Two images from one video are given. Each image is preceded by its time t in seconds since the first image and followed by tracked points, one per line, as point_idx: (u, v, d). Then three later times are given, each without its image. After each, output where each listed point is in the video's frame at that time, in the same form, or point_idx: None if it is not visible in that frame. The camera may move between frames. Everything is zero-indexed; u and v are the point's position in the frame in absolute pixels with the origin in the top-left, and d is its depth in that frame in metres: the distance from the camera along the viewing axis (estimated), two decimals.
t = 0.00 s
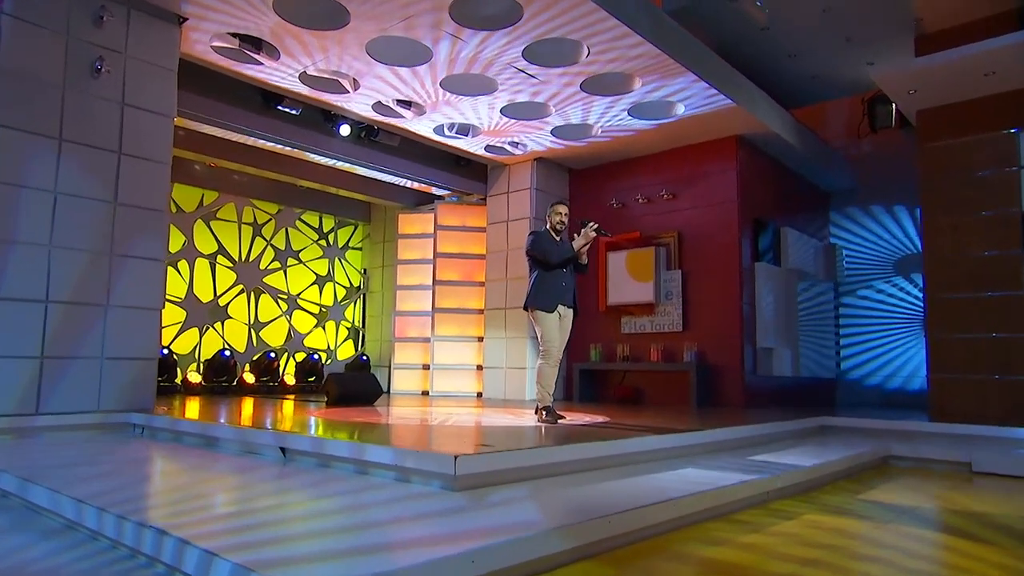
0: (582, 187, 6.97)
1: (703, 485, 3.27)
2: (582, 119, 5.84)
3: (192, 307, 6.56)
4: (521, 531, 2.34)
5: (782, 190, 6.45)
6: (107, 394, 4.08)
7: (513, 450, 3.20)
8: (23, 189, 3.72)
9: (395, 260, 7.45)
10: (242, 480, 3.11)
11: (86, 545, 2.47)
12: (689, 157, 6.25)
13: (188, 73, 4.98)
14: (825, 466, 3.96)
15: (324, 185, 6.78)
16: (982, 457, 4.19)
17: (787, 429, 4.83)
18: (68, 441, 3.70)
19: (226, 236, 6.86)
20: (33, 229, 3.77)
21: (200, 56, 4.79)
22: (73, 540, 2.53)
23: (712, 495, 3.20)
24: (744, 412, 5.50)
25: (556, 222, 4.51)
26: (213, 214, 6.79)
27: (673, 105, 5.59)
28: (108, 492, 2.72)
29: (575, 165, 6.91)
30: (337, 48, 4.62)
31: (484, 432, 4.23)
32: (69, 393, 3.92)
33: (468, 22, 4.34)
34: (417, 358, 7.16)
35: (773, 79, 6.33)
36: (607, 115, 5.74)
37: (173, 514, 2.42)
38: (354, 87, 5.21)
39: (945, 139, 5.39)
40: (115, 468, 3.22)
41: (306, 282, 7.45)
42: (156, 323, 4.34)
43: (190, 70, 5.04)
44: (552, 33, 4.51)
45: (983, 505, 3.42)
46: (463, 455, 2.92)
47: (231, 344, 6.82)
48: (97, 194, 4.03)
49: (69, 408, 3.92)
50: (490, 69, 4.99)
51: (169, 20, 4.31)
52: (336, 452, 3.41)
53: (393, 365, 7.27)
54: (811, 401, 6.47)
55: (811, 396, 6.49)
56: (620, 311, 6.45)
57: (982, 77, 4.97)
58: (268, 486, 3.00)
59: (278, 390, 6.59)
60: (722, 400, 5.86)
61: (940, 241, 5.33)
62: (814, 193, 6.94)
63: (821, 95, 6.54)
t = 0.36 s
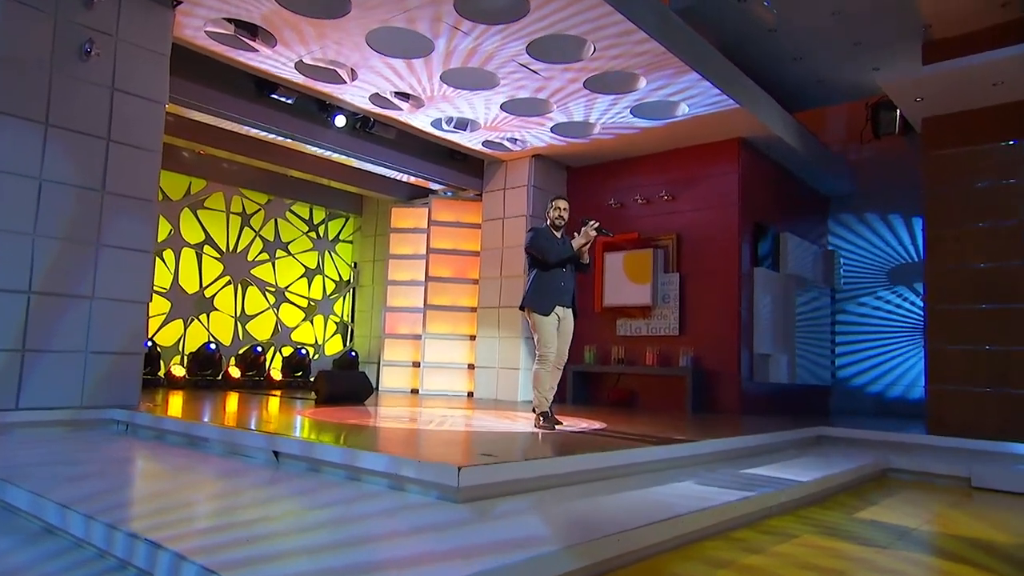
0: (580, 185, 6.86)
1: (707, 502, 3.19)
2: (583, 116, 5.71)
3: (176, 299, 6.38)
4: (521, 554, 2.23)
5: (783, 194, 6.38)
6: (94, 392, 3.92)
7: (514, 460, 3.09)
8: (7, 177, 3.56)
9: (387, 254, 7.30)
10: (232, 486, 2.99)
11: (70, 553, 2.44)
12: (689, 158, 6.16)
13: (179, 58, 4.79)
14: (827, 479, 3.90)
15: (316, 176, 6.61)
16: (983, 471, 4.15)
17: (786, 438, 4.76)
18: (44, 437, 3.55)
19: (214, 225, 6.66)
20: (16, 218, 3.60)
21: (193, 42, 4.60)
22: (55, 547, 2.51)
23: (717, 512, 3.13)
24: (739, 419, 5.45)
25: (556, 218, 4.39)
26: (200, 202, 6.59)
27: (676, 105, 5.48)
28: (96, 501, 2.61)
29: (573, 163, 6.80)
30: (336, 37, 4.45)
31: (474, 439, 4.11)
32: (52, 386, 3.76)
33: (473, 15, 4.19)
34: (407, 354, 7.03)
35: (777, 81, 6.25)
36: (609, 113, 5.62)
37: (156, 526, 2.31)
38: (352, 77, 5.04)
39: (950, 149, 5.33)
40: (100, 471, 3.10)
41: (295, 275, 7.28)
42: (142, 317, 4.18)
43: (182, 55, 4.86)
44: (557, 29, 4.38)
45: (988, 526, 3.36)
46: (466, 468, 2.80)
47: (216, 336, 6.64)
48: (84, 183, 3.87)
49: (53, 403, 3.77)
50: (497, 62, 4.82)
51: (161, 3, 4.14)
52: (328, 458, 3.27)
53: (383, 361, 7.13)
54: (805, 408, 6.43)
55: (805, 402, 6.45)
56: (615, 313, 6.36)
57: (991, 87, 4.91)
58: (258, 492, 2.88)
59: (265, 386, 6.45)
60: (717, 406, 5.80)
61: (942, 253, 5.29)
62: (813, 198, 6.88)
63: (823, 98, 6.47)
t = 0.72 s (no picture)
0: (578, 172, 6.72)
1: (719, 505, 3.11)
2: (584, 102, 5.56)
3: (163, 285, 6.19)
4: (535, 565, 2.12)
5: (785, 183, 6.28)
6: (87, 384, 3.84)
7: (525, 463, 2.97)
8: None
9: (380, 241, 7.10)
10: (229, 485, 2.88)
11: (66, 557, 2.33)
12: (690, 145, 6.04)
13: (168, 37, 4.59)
14: (833, 478, 3.85)
15: (307, 160, 6.41)
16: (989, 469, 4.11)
17: (789, 434, 4.70)
18: (31, 432, 3.44)
19: (202, 209, 6.46)
20: None
21: (182, 19, 4.38)
22: (49, 550, 2.40)
23: (729, 514, 3.06)
24: (739, 412, 5.39)
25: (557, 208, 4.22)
26: (188, 185, 6.38)
27: (681, 92, 5.33)
28: (92, 501, 2.50)
29: (572, 149, 6.65)
30: (334, 17, 4.25)
31: (474, 436, 4.00)
32: (34, 376, 3.65)
33: None
34: (401, 343, 6.89)
35: (782, 67, 6.14)
36: (612, 99, 5.48)
37: (152, 533, 2.18)
38: (348, 59, 4.85)
39: (958, 140, 5.24)
40: (91, 468, 2.98)
41: (285, 261, 7.10)
42: (130, 306, 4.08)
43: (171, 33, 4.65)
44: (559, 13, 4.22)
45: (999, 527, 3.32)
46: (476, 470, 2.69)
47: (205, 324, 6.47)
48: (70, 167, 3.77)
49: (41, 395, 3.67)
50: (491, 48, 4.67)
51: None
52: (325, 456, 3.15)
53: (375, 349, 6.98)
54: (803, 400, 6.39)
55: (803, 394, 6.41)
56: (614, 303, 6.25)
57: (1003, 77, 4.82)
58: (257, 493, 2.75)
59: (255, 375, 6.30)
60: (716, 399, 5.73)
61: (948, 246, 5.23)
62: (814, 187, 6.79)
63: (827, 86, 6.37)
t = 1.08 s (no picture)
0: (577, 157, 6.57)
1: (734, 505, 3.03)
2: (585, 85, 5.40)
3: (151, 272, 6.00)
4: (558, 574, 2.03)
5: (788, 169, 6.17)
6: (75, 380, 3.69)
7: (535, 463, 2.86)
8: None
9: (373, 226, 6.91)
10: (229, 485, 2.76)
11: (63, 565, 2.22)
12: (692, 130, 5.90)
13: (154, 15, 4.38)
14: (843, 474, 3.79)
15: (298, 143, 6.21)
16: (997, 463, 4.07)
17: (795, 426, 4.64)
18: (21, 431, 3.30)
19: (190, 194, 6.25)
20: None
21: None
22: (46, 554, 2.30)
23: (746, 514, 2.98)
24: (741, 402, 5.33)
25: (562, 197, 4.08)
26: (175, 168, 6.16)
27: (686, 76, 5.17)
28: (90, 504, 2.39)
29: (571, 133, 6.49)
30: None
31: (478, 433, 3.90)
32: (20, 374, 3.48)
33: None
34: (396, 331, 6.75)
35: (787, 50, 6.00)
36: (614, 83, 5.32)
37: (153, 543, 2.07)
38: (344, 41, 4.65)
39: (968, 127, 5.14)
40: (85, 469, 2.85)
41: (276, 247, 6.92)
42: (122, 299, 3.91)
43: (157, 10, 4.43)
44: None
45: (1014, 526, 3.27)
46: (491, 473, 2.57)
47: (194, 312, 6.29)
48: (56, 153, 3.60)
49: (28, 391, 3.52)
50: (491, 29, 4.48)
51: None
52: (325, 454, 3.02)
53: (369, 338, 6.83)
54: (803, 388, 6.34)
55: (804, 382, 6.36)
56: (614, 291, 6.15)
57: (1015, 62, 4.71)
58: (258, 495, 2.63)
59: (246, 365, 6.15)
60: (717, 389, 5.66)
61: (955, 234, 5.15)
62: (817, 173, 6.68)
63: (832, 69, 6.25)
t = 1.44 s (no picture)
0: (574, 146, 6.43)
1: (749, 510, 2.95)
2: (585, 74, 5.25)
3: (135, 264, 5.80)
4: None
5: (790, 160, 6.07)
6: (61, 380, 3.52)
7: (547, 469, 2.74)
8: None
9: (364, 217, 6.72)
10: (232, 490, 2.62)
11: None
12: (694, 120, 5.77)
13: None
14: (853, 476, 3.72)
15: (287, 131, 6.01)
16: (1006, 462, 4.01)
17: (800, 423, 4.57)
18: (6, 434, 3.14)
19: (176, 183, 6.04)
20: None
21: None
22: (40, 566, 2.17)
23: (763, 520, 2.89)
24: (743, 398, 5.25)
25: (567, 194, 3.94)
26: (160, 157, 5.93)
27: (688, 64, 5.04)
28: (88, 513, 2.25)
29: (569, 122, 6.34)
30: None
31: (481, 434, 3.77)
32: (3, 375, 3.32)
33: None
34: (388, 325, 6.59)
35: (791, 39, 5.88)
36: (615, 72, 5.17)
37: (157, 558, 1.94)
38: (338, 27, 4.45)
39: (975, 119, 5.05)
40: (79, 472, 2.69)
41: (264, 238, 6.72)
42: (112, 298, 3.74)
43: None
44: None
45: None
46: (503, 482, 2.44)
47: (181, 306, 6.10)
48: (40, 144, 3.41)
49: (9, 392, 3.34)
50: (491, 17, 4.31)
51: None
52: (323, 459, 2.87)
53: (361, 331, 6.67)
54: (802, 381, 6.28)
55: (803, 376, 6.30)
56: (613, 284, 6.04)
57: None
58: (258, 502, 2.49)
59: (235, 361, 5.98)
60: (717, 384, 5.58)
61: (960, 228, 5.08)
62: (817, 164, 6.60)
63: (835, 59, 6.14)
